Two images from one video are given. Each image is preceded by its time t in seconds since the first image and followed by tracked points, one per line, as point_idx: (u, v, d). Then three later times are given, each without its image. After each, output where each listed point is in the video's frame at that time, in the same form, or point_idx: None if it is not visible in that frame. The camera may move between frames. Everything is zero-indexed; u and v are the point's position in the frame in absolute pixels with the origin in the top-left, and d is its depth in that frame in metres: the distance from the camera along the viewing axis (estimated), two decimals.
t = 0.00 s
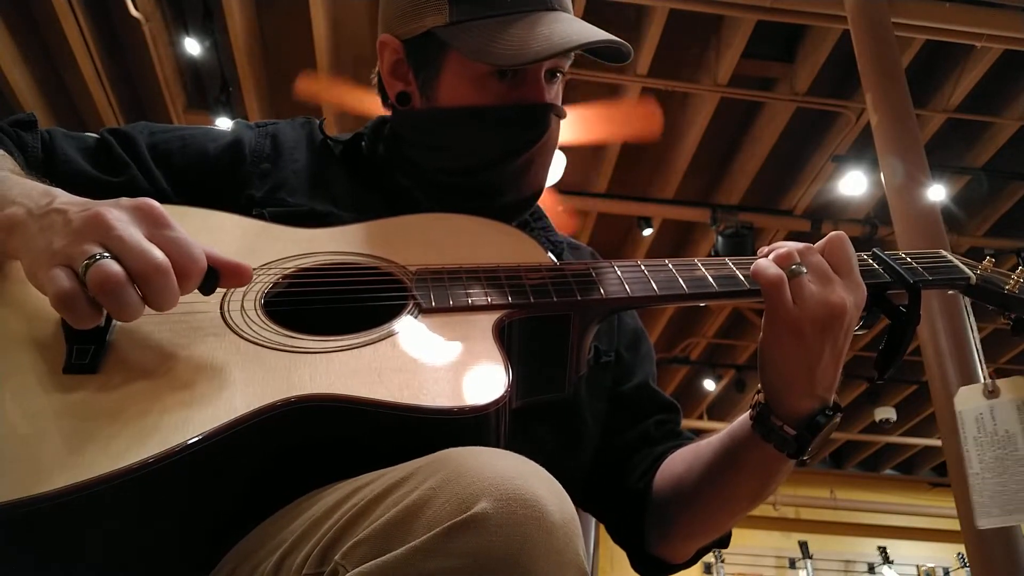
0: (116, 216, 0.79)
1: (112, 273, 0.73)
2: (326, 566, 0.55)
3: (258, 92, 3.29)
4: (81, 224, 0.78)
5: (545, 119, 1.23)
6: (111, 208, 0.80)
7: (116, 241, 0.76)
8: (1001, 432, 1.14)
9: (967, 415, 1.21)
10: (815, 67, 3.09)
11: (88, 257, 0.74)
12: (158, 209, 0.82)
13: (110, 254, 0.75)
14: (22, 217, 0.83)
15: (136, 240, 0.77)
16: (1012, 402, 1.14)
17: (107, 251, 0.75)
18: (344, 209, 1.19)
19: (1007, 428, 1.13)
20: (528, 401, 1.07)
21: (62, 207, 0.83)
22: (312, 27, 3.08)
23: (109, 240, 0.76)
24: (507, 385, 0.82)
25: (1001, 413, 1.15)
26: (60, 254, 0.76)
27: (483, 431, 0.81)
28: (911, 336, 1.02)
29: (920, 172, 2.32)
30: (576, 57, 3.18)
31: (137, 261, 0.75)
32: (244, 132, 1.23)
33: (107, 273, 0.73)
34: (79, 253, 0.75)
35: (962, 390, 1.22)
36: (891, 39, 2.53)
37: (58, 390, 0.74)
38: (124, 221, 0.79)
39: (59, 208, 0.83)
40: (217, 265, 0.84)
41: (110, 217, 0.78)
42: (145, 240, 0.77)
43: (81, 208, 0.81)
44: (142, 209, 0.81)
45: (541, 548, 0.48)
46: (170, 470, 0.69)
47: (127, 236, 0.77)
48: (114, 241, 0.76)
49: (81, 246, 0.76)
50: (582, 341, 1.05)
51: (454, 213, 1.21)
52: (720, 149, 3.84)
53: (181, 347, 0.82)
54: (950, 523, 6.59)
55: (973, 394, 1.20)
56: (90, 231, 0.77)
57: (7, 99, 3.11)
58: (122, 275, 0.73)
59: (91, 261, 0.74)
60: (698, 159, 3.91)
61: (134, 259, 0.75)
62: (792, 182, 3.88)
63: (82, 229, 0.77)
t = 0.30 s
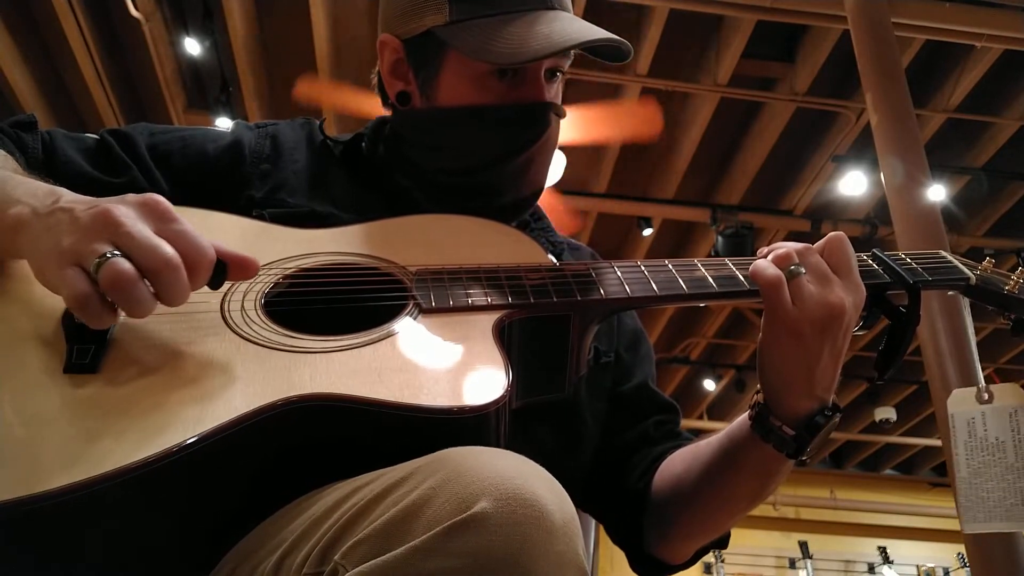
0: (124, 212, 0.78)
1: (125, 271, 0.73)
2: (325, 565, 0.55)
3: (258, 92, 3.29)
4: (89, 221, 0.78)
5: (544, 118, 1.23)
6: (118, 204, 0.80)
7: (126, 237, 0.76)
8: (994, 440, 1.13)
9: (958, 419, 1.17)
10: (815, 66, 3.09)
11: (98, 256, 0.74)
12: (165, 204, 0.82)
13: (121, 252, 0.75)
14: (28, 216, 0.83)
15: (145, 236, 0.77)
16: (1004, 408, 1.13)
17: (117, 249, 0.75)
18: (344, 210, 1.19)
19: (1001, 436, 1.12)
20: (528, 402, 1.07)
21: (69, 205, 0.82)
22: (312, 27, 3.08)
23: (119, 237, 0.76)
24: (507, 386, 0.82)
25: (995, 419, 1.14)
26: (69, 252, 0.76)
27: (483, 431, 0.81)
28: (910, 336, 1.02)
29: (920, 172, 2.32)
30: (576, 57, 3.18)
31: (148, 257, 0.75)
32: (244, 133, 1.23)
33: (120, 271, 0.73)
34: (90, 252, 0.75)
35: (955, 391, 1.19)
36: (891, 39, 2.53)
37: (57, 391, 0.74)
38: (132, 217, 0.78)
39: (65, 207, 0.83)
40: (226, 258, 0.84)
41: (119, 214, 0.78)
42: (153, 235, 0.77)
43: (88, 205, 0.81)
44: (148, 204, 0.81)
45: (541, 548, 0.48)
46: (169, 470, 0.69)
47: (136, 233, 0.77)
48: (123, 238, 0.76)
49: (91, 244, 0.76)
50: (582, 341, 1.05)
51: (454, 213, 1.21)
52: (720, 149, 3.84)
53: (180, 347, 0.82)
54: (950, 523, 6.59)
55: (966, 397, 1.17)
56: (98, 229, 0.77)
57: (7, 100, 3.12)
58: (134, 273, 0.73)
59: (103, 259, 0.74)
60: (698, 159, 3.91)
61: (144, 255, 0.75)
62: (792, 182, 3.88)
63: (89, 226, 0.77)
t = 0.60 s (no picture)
0: (164, 212, 0.82)
1: (182, 277, 0.78)
2: (326, 563, 0.55)
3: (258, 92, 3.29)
4: (127, 220, 0.81)
5: (542, 117, 1.24)
6: (154, 201, 0.83)
7: (173, 239, 0.80)
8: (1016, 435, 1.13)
9: (978, 419, 1.19)
10: (815, 67, 3.09)
11: (152, 261, 0.79)
12: (198, 200, 0.86)
13: (173, 256, 0.80)
14: (53, 213, 0.85)
15: (190, 235, 0.81)
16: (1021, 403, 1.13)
17: (168, 253, 0.80)
18: (344, 210, 1.19)
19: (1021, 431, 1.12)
20: (528, 402, 1.07)
21: (96, 202, 0.84)
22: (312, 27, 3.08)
23: (167, 238, 0.80)
24: (507, 386, 0.82)
25: (1014, 414, 1.14)
26: (115, 252, 0.79)
27: (482, 430, 0.81)
28: (911, 336, 1.02)
29: (919, 172, 2.32)
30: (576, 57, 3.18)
31: (198, 260, 0.80)
32: (242, 134, 1.23)
33: (178, 277, 0.78)
34: (140, 254, 0.79)
35: (970, 391, 1.21)
36: (891, 39, 2.53)
37: (59, 389, 0.74)
38: (172, 214, 0.82)
39: (92, 204, 0.84)
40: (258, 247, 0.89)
41: (161, 214, 0.82)
42: (197, 234, 0.82)
43: (119, 202, 0.83)
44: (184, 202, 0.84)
45: (540, 546, 0.48)
46: (169, 468, 0.69)
47: (181, 233, 0.81)
48: (171, 240, 0.80)
49: (139, 246, 0.80)
50: (582, 340, 1.05)
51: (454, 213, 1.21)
52: (720, 148, 3.84)
53: (181, 346, 0.82)
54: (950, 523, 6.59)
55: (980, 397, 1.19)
56: (141, 228, 0.80)
57: (7, 100, 3.12)
58: (190, 278, 0.79)
59: (159, 266, 0.79)
60: (698, 159, 3.91)
61: (195, 257, 0.80)
62: (792, 182, 3.88)
63: (130, 224, 0.81)
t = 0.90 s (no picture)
0: (199, 206, 0.86)
1: (217, 268, 0.83)
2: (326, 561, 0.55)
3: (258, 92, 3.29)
4: (165, 212, 0.85)
5: (542, 117, 1.23)
6: (189, 196, 0.87)
7: (207, 232, 0.84)
8: (993, 438, 1.13)
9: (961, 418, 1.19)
10: (815, 67, 3.10)
11: (189, 251, 0.83)
12: (230, 199, 0.90)
13: (208, 247, 0.84)
14: (81, 207, 0.88)
15: (225, 230, 0.85)
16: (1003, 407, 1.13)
17: (204, 244, 0.84)
18: (347, 209, 1.19)
19: (997, 434, 1.12)
20: (529, 401, 1.08)
21: (128, 199, 0.88)
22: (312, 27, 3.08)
23: (202, 231, 0.84)
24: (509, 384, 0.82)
25: (994, 417, 1.14)
26: (151, 241, 0.83)
27: (484, 430, 0.81)
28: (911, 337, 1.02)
29: (919, 172, 2.32)
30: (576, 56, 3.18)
31: (232, 253, 0.84)
32: (245, 136, 1.23)
33: (213, 268, 0.82)
34: (175, 244, 0.83)
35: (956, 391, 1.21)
36: (891, 39, 2.53)
37: (63, 385, 0.74)
38: (207, 209, 0.87)
39: (121, 201, 0.88)
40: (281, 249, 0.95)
41: (196, 208, 0.85)
42: (230, 229, 0.86)
43: (153, 199, 0.87)
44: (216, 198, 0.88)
45: (541, 545, 0.48)
46: (172, 465, 0.69)
47: (216, 227, 0.85)
48: (206, 232, 0.84)
49: (175, 236, 0.83)
50: (584, 340, 1.05)
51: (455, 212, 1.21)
52: (720, 148, 3.84)
53: (185, 344, 0.82)
54: (950, 523, 6.59)
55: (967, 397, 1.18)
56: (177, 220, 0.84)
57: (8, 100, 3.12)
58: (224, 270, 0.83)
59: (196, 255, 0.82)
60: (698, 159, 3.91)
61: (229, 251, 0.84)
62: (793, 182, 3.88)
63: (167, 217, 0.85)
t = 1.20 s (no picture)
0: (197, 191, 0.86)
1: (212, 250, 0.83)
2: (330, 561, 0.55)
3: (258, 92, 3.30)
4: (163, 199, 0.85)
5: (547, 120, 1.23)
6: (189, 184, 0.87)
7: (203, 215, 0.84)
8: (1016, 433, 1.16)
9: (981, 414, 1.22)
10: (815, 67, 3.10)
11: (184, 232, 0.83)
12: (229, 190, 0.90)
13: (204, 230, 0.84)
14: (82, 204, 0.88)
15: (221, 216, 0.85)
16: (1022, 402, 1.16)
17: (199, 226, 0.84)
18: (349, 209, 1.19)
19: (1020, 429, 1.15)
20: (530, 400, 1.08)
21: (127, 193, 0.87)
22: (312, 27, 3.08)
23: (198, 215, 0.84)
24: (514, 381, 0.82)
25: (1014, 412, 1.17)
26: (147, 226, 0.83)
27: (486, 429, 0.81)
28: (913, 336, 1.03)
29: (919, 172, 2.32)
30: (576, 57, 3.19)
31: (228, 239, 0.85)
32: (249, 138, 1.23)
33: (208, 251, 0.83)
34: (171, 226, 0.83)
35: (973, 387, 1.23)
36: (891, 39, 2.54)
37: (65, 386, 0.74)
38: (206, 196, 0.86)
39: (121, 195, 0.88)
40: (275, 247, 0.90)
41: (194, 193, 0.86)
42: (226, 215, 0.86)
43: (152, 189, 0.87)
44: (216, 188, 0.89)
45: (546, 545, 0.49)
46: (175, 465, 0.70)
47: (212, 212, 0.85)
48: (203, 216, 0.84)
49: (172, 219, 0.83)
50: (586, 340, 1.05)
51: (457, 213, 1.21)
52: (721, 149, 3.85)
53: (187, 345, 0.83)
54: (950, 523, 6.60)
55: (985, 392, 1.21)
56: (174, 204, 0.84)
57: (9, 101, 3.13)
58: (219, 254, 0.83)
59: (191, 238, 0.82)
60: (698, 159, 3.91)
61: (225, 235, 0.85)
62: (793, 182, 3.88)
63: (166, 203, 0.85)
